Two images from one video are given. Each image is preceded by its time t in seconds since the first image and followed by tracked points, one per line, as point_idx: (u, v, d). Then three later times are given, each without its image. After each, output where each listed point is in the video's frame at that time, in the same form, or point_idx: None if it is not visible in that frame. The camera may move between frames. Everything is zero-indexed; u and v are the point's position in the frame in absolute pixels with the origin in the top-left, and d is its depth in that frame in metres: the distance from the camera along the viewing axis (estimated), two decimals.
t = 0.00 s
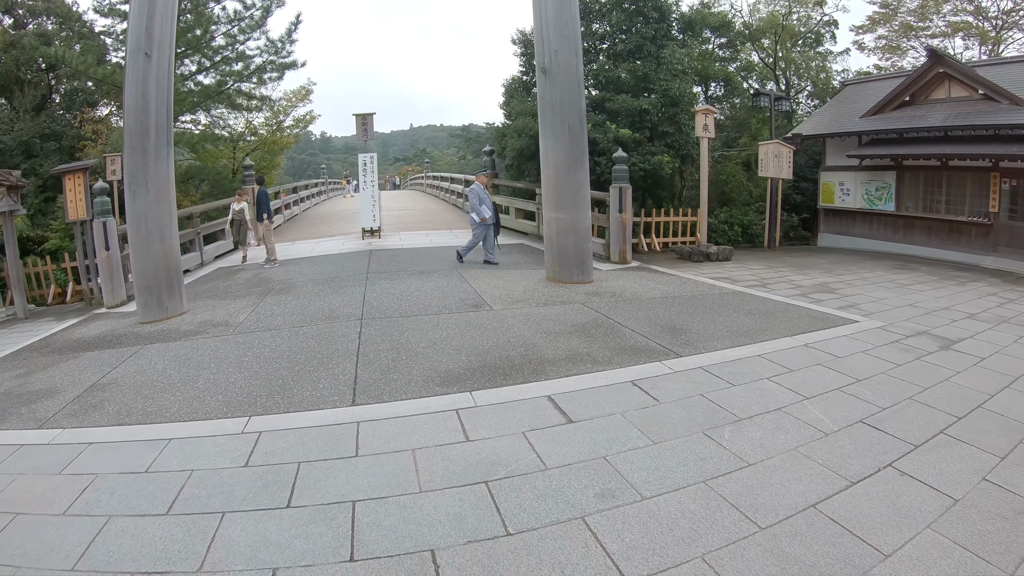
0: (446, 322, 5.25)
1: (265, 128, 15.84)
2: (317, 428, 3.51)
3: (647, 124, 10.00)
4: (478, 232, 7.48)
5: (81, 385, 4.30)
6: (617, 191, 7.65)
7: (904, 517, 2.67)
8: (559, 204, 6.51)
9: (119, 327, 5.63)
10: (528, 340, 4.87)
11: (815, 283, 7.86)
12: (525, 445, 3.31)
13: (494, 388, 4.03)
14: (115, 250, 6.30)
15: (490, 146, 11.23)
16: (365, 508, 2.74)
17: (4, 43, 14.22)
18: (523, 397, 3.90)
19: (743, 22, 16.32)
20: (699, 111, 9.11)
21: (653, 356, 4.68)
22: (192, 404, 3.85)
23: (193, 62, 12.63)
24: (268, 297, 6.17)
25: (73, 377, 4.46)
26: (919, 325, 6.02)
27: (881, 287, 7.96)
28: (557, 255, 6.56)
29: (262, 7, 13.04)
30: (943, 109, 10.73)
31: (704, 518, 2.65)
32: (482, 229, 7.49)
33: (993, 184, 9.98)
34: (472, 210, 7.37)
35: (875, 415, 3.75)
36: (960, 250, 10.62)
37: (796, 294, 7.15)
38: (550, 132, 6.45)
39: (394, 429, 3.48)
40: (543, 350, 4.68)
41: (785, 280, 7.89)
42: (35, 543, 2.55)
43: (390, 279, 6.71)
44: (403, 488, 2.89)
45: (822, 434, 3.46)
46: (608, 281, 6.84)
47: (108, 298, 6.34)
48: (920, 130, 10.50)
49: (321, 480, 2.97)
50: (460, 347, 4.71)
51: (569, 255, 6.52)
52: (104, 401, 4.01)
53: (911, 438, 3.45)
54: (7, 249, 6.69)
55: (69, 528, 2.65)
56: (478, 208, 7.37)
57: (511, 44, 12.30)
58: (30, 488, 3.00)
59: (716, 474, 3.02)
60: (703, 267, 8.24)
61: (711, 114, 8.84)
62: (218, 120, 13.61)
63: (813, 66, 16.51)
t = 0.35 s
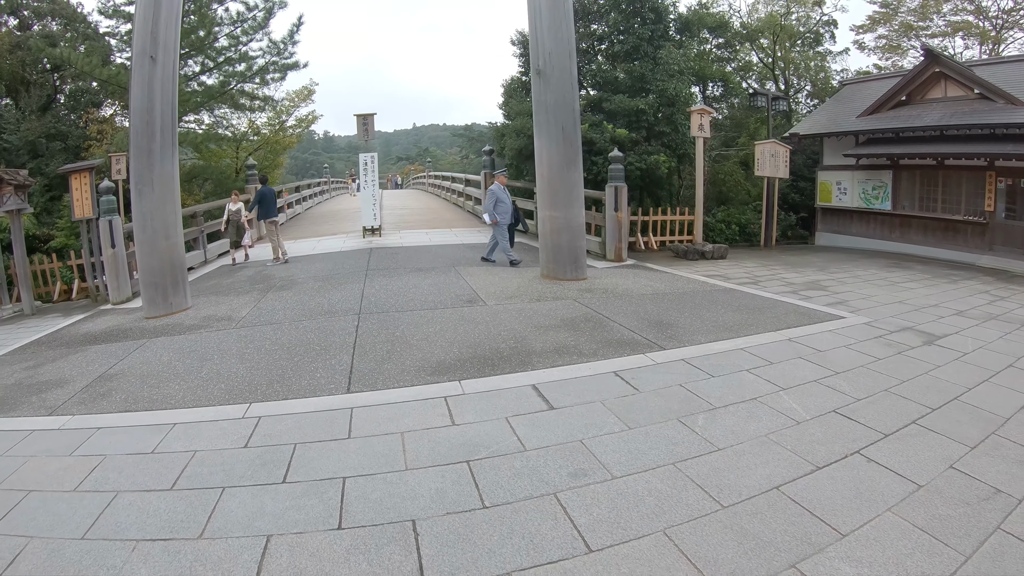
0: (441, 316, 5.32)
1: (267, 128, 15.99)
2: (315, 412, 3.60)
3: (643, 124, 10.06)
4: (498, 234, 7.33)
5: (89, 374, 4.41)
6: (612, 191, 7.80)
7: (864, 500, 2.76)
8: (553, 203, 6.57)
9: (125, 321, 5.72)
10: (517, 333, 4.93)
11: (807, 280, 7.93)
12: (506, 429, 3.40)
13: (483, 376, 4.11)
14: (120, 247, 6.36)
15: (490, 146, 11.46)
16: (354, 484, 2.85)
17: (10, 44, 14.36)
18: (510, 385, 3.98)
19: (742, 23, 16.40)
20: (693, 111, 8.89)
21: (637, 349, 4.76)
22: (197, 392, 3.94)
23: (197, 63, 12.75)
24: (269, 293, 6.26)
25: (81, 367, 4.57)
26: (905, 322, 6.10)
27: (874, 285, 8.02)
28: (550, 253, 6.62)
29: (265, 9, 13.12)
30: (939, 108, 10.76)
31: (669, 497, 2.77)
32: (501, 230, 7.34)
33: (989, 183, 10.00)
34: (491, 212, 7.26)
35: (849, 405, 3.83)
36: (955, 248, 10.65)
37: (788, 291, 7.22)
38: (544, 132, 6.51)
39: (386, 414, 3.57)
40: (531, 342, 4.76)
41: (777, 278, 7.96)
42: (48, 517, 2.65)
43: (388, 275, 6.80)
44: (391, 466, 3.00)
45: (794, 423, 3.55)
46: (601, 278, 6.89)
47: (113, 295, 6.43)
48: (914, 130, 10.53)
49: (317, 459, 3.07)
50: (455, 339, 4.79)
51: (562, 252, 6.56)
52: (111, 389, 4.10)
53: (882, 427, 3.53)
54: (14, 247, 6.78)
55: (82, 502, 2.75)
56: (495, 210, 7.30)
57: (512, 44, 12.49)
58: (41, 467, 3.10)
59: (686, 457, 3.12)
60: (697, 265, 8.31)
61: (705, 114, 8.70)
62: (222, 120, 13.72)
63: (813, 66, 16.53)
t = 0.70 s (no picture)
0: (441, 323, 5.36)
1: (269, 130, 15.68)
2: (320, 420, 3.65)
3: (642, 129, 10.44)
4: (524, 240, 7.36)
5: (99, 381, 4.47)
6: (611, 196, 7.77)
7: (840, 509, 2.81)
8: (550, 209, 6.60)
9: (132, 327, 5.77)
10: (514, 342, 4.97)
11: (803, 286, 7.98)
12: (501, 436, 3.45)
13: (482, 385, 4.15)
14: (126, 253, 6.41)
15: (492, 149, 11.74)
16: (358, 489, 2.90)
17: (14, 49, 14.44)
18: (506, 393, 4.03)
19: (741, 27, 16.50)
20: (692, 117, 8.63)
21: (629, 357, 4.82)
22: (206, 399, 3.99)
23: (200, 67, 12.81)
24: (273, 299, 6.30)
25: (91, 374, 4.63)
26: (896, 329, 6.16)
27: (868, 290, 8.07)
28: (548, 259, 6.66)
29: (267, 13, 13.15)
30: (938, 113, 10.79)
31: (652, 502, 2.83)
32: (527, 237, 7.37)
33: (986, 188, 10.02)
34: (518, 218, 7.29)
35: (832, 415, 3.89)
36: (952, 252, 10.68)
37: (783, 297, 7.27)
38: (541, 140, 6.52)
39: (388, 421, 3.62)
40: (528, 350, 4.81)
41: (773, 283, 8.01)
42: (67, 521, 2.70)
43: (389, 281, 6.85)
44: (392, 473, 3.05)
45: (776, 432, 3.60)
46: (599, 284, 6.92)
47: (118, 299, 6.44)
48: (912, 134, 10.56)
49: (323, 465, 3.13)
50: (455, 347, 4.83)
51: (560, 258, 6.61)
52: (122, 397, 4.16)
53: (863, 436, 3.58)
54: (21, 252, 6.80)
55: (101, 507, 2.80)
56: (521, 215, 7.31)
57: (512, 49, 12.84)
58: (57, 474, 3.15)
59: (671, 465, 3.17)
60: (694, 270, 8.36)
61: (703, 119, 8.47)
62: (224, 123, 13.78)
63: (813, 69, 16.55)
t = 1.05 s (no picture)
0: (447, 339, 5.36)
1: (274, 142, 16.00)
2: (335, 434, 3.68)
3: (643, 144, 10.23)
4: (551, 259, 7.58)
5: (112, 395, 4.54)
6: (612, 210, 7.78)
7: (827, 518, 2.84)
8: (553, 226, 6.66)
9: (143, 339, 5.84)
10: (519, 357, 5.00)
11: (801, 299, 8.03)
12: (509, 450, 3.47)
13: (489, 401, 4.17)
14: (134, 266, 6.43)
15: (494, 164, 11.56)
16: (375, 501, 2.93)
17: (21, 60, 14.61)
18: (513, 409, 4.05)
19: (740, 40, 16.64)
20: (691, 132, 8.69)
21: (630, 373, 4.84)
22: (221, 414, 4.02)
23: (206, 79, 12.86)
24: (281, 313, 6.34)
25: (105, 388, 4.70)
26: (890, 342, 6.20)
27: (866, 302, 8.11)
28: (551, 274, 6.68)
29: (272, 27, 13.26)
30: (935, 125, 10.87)
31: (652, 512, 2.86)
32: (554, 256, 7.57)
33: (983, 199, 10.11)
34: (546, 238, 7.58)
35: (824, 428, 3.92)
36: (951, 263, 10.74)
37: (781, 311, 7.32)
38: (546, 158, 6.58)
39: (400, 436, 3.65)
40: (532, 366, 4.83)
41: (772, 296, 8.06)
42: (93, 533, 2.72)
43: (394, 295, 6.88)
44: (406, 485, 3.08)
45: (771, 445, 3.63)
46: (600, 299, 6.95)
47: (127, 310, 6.51)
48: (909, 146, 10.66)
49: (340, 477, 3.16)
50: (462, 363, 4.84)
51: (564, 274, 6.62)
52: (137, 409, 4.22)
53: (853, 449, 3.61)
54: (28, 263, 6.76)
55: (125, 517, 2.84)
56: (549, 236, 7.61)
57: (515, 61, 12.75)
58: (78, 485, 3.18)
59: (670, 477, 3.20)
60: (693, 284, 8.41)
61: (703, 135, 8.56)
62: (230, 135, 13.85)
63: (813, 80, 16.67)
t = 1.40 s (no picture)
0: (468, 398, 5.36)
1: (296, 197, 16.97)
2: (362, 488, 3.72)
3: (658, 205, 10.37)
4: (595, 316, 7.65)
5: (136, 440, 4.83)
6: (629, 271, 7.99)
7: (843, 566, 2.82)
8: (570, 287, 6.75)
9: (165, 387, 6.22)
10: (540, 416, 5.01)
11: (815, 354, 8.00)
12: (533, 506, 3.45)
13: (512, 458, 4.16)
14: (159, 312, 6.77)
15: (512, 225, 11.88)
16: (405, 553, 2.95)
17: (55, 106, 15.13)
18: (536, 467, 4.03)
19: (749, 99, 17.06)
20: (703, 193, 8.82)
21: (650, 431, 4.81)
22: (245, 464, 4.17)
23: (233, 135, 13.15)
24: (304, 367, 6.42)
25: (127, 433, 4.99)
26: (905, 394, 6.13)
27: (881, 355, 8.04)
28: (570, 334, 6.69)
29: (298, 87, 13.69)
30: (943, 173, 10.99)
31: (673, 564, 2.84)
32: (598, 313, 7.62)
33: (994, 244, 10.13)
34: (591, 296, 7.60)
35: (840, 480, 3.87)
36: (965, 309, 10.67)
37: (796, 367, 7.31)
38: (566, 219, 6.69)
39: (426, 492, 3.66)
40: (554, 426, 4.82)
41: (786, 352, 8.05)
42: (125, 574, 2.82)
43: (415, 352, 6.94)
44: (435, 537, 3.10)
45: (788, 498, 3.58)
46: (620, 359, 6.95)
47: (151, 357, 6.85)
48: (919, 196, 10.67)
49: (369, 529, 3.20)
50: (483, 422, 4.86)
51: (581, 334, 6.64)
52: (163, 456, 4.45)
53: (868, 499, 3.57)
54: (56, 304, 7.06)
55: (155, 560, 2.96)
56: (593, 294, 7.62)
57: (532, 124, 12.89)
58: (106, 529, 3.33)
59: (690, 531, 3.16)
60: (710, 340, 8.43)
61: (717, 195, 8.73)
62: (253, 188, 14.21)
63: (821, 134, 16.96)
